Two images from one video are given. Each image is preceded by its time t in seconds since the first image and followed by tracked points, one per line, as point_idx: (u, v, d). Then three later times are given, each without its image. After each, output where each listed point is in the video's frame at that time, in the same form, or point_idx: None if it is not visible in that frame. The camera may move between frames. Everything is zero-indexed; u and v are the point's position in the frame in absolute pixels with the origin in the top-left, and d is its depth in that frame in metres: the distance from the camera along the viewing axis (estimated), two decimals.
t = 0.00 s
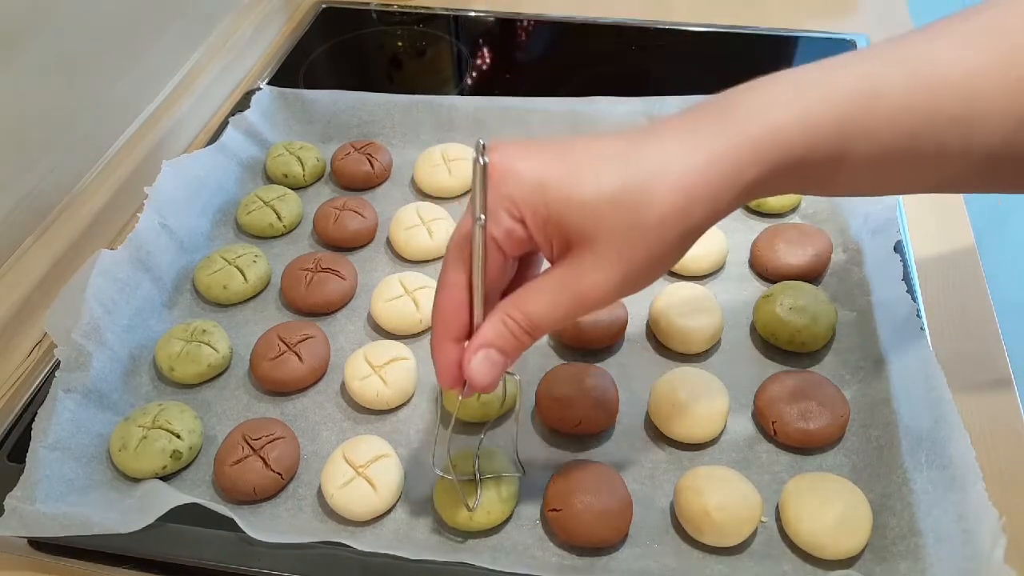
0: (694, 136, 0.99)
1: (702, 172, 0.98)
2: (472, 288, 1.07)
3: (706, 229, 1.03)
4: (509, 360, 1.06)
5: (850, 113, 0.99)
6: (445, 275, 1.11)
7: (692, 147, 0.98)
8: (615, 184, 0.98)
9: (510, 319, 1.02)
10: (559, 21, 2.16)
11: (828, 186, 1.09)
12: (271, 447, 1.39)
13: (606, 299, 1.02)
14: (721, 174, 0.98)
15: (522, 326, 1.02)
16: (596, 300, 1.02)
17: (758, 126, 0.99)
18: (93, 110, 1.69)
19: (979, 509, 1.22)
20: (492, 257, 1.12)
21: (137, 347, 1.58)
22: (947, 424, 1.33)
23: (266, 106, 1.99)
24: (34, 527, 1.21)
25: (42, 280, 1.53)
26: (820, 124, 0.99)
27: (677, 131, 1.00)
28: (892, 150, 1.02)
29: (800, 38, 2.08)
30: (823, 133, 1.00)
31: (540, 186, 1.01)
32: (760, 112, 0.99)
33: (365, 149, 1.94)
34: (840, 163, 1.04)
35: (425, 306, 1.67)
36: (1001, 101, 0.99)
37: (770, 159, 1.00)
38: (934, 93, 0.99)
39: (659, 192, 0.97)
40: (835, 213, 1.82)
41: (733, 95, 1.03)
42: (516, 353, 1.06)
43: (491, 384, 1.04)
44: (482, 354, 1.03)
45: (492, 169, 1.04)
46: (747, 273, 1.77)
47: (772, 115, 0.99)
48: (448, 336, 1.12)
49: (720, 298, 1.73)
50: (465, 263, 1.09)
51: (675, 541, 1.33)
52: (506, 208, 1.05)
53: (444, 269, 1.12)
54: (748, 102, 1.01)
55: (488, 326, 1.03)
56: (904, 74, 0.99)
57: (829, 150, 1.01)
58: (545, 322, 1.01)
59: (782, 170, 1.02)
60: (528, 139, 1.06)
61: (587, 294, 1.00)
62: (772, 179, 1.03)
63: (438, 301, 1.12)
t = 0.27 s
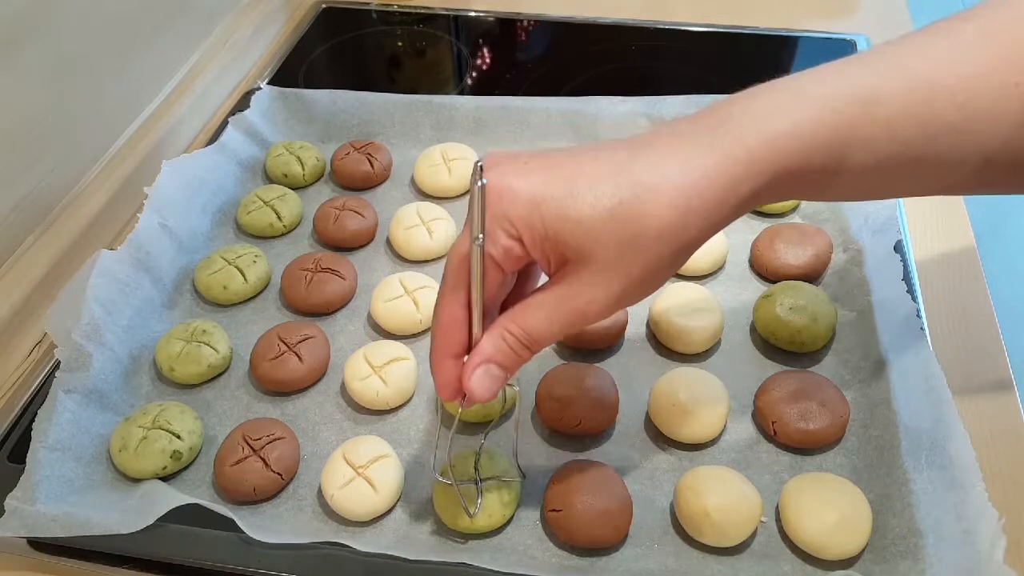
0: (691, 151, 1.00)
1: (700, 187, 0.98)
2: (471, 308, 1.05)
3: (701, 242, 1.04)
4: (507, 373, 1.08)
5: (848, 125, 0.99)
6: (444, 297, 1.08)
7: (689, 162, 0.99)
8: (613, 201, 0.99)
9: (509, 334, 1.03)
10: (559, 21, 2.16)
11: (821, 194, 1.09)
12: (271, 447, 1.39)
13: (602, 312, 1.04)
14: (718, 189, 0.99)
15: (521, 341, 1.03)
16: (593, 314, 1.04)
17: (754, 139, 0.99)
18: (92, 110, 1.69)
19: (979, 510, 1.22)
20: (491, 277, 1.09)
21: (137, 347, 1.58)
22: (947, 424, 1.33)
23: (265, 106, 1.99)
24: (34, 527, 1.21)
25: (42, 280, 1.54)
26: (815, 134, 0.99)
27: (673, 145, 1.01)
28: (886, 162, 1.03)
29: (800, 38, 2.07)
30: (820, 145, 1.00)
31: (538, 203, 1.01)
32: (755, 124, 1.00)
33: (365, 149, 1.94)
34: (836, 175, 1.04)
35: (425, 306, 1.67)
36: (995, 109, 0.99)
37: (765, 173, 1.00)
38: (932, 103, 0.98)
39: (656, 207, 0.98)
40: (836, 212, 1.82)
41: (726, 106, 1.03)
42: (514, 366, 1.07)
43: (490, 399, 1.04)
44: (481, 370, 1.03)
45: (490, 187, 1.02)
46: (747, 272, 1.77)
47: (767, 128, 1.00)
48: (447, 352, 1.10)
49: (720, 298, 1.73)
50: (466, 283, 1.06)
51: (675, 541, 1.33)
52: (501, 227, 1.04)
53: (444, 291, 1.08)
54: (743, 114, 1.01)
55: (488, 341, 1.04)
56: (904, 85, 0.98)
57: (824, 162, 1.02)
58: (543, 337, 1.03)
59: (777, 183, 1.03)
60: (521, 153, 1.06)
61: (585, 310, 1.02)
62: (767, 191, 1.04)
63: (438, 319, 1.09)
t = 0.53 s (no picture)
0: (698, 128, 1.00)
1: (709, 161, 0.98)
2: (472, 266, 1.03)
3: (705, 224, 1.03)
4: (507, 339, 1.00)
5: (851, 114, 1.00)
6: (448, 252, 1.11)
7: (700, 134, 0.99)
8: (620, 168, 0.98)
9: (509, 296, 0.97)
10: (559, 21, 2.16)
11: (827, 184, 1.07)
12: (271, 447, 1.39)
13: (608, 279, 1.00)
14: (727, 164, 0.99)
15: (521, 302, 0.97)
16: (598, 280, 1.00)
17: (765, 120, 0.99)
18: (93, 110, 1.69)
19: (979, 510, 1.22)
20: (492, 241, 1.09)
21: (137, 347, 1.57)
22: (947, 424, 1.33)
23: (265, 106, 1.99)
24: (34, 526, 1.21)
25: (42, 281, 1.54)
26: (825, 118, 0.99)
27: (683, 122, 1.01)
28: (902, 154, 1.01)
29: (800, 38, 2.07)
30: (824, 131, 1.00)
31: (545, 167, 1.01)
32: (764, 107, 1.00)
33: (365, 149, 1.94)
34: (844, 160, 1.03)
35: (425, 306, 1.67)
36: (1005, 99, 0.99)
37: (774, 152, 1.00)
38: (931, 97, 0.99)
39: (665, 177, 0.98)
40: (836, 213, 1.82)
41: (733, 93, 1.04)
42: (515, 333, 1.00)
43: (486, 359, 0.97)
44: (477, 329, 0.96)
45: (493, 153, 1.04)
46: (747, 272, 1.77)
47: (776, 108, 1.00)
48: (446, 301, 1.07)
49: (720, 298, 1.73)
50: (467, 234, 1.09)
51: (675, 541, 1.33)
52: (508, 189, 1.04)
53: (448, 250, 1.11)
54: (747, 100, 1.02)
55: (486, 302, 0.97)
56: (909, 81, 0.99)
57: (834, 146, 1.01)
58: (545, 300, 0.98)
59: (784, 165, 1.02)
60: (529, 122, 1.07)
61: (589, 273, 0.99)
62: (773, 175, 1.03)
63: (439, 274, 1.10)
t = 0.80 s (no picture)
0: (836, 85, 1.04)
1: (843, 110, 1.02)
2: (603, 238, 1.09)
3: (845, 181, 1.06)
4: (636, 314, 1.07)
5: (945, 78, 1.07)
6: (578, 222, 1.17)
7: (833, 90, 1.03)
8: (761, 121, 1.01)
9: (641, 272, 1.03)
10: (558, 21, 2.15)
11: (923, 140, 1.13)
12: (271, 447, 1.39)
13: (745, 245, 1.03)
14: (863, 117, 1.03)
15: (654, 278, 1.03)
16: (736, 247, 1.03)
17: (894, 76, 1.05)
18: (93, 110, 1.69)
19: (979, 509, 1.22)
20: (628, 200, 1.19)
21: (137, 347, 1.57)
22: (948, 424, 1.33)
23: (265, 106, 1.99)
24: (33, 526, 1.21)
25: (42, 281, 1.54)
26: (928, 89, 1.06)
27: (821, 76, 1.06)
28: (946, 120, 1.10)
29: (800, 39, 2.08)
30: (930, 89, 1.06)
31: (685, 125, 1.06)
32: (892, 67, 1.06)
33: (365, 149, 1.94)
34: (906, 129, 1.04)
35: (425, 306, 1.66)
36: None
37: (898, 108, 1.05)
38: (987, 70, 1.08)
39: (806, 133, 1.01)
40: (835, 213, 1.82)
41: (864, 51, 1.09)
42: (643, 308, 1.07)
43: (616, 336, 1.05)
44: (610, 307, 1.04)
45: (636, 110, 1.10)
46: (748, 272, 1.77)
47: (901, 67, 1.07)
48: (573, 287, 1.14)
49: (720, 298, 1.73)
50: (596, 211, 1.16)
51: (675, 541, 1.33)
52: (647, 148, 1.10)
53: (579, 215, 1.17)
54: (878, 57, 1.07)
55: (617, 281, 1.04)
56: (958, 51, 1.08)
57: (931, 107, 1.08)
58: (677, 272, 1.02)
59: (910, 123, 1.07)
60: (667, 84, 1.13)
61: (727, 239, 1.02)
62: (901, 133, 1.07)
63: (567, 256, 1.16)
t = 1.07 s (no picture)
0: (859, 125, 0.99)
1: (865, 155, 0.97)
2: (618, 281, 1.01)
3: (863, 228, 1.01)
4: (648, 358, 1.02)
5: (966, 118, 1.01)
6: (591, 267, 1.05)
7: (854, 134, 0.99)
8: (783, 171, 0.98)
9: (656, 315, 0.98)
10: (558, 21, 2.16)
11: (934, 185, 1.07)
12: (271, 447, 1.39)
13: (762, 295, 1.00)
14: (886, 160, 0.98)
15: (669, 321, 0.98)
16: (753, 297, 0.99)
17: (917, 117, 1.00)
18: (93, 110, 1.69)
19: (979, 509, 1.22)
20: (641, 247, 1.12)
21: (137, 347, 1.58)
22: (948, 424, 1.33)
23: (265, 106, 1.99)
24: (33, 526, 1.21)
25: (42, 280, 1.54)
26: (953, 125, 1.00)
27: (842, 118, 1.01)
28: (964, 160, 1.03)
29: (800, 39, 2.08)
30: (951, 130, 1.00)
31: (702, 172, 1.02)
32: (912, 107, 1.00)
33: (365, 149, 1.94)
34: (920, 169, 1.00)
35: (425, 306, 1.66)
36: None
37: (918, 151, 0.99)
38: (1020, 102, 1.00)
39: (827, 178, 0.97)
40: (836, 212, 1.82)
41: (886, 91, 1.04)
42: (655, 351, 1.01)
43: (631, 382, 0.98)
44: (625, 350, 0.98)
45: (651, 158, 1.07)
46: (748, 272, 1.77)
47: (926, 108, 1.00)
48: (587, 331, 1.05)
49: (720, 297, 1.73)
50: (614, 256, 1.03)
51: (675, 541, 1.33)
52: (663, 197, 1.06)
53: (592, 258, 1.06)
54: (900, 99, 1.02)
55: (632, 322, 0.99)
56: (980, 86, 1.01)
57: (950, 148, 1.01)
58: (693, 315, 0.98)
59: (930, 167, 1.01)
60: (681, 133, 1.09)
61: (745, 288, 0.98)
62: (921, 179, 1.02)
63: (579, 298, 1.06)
